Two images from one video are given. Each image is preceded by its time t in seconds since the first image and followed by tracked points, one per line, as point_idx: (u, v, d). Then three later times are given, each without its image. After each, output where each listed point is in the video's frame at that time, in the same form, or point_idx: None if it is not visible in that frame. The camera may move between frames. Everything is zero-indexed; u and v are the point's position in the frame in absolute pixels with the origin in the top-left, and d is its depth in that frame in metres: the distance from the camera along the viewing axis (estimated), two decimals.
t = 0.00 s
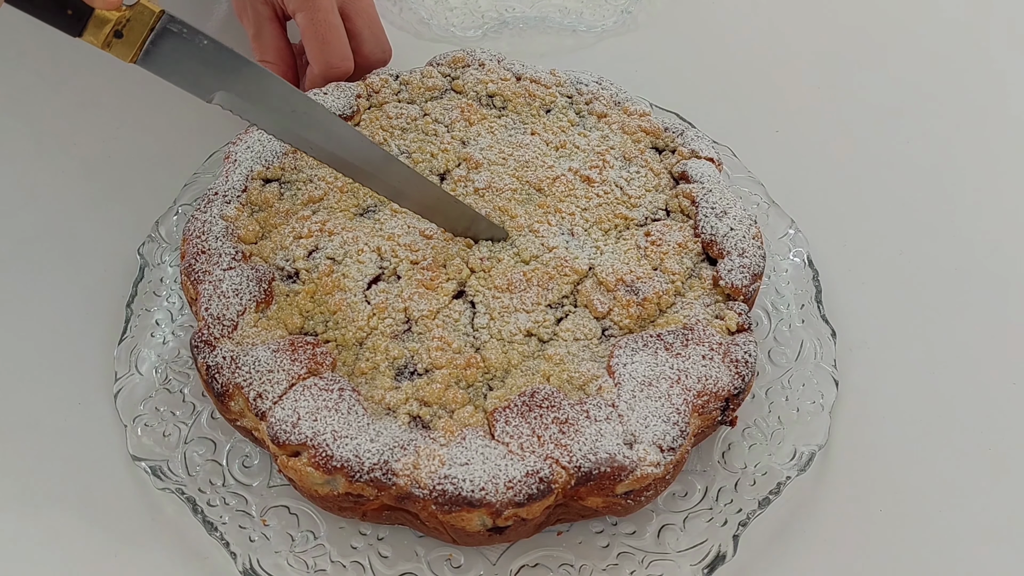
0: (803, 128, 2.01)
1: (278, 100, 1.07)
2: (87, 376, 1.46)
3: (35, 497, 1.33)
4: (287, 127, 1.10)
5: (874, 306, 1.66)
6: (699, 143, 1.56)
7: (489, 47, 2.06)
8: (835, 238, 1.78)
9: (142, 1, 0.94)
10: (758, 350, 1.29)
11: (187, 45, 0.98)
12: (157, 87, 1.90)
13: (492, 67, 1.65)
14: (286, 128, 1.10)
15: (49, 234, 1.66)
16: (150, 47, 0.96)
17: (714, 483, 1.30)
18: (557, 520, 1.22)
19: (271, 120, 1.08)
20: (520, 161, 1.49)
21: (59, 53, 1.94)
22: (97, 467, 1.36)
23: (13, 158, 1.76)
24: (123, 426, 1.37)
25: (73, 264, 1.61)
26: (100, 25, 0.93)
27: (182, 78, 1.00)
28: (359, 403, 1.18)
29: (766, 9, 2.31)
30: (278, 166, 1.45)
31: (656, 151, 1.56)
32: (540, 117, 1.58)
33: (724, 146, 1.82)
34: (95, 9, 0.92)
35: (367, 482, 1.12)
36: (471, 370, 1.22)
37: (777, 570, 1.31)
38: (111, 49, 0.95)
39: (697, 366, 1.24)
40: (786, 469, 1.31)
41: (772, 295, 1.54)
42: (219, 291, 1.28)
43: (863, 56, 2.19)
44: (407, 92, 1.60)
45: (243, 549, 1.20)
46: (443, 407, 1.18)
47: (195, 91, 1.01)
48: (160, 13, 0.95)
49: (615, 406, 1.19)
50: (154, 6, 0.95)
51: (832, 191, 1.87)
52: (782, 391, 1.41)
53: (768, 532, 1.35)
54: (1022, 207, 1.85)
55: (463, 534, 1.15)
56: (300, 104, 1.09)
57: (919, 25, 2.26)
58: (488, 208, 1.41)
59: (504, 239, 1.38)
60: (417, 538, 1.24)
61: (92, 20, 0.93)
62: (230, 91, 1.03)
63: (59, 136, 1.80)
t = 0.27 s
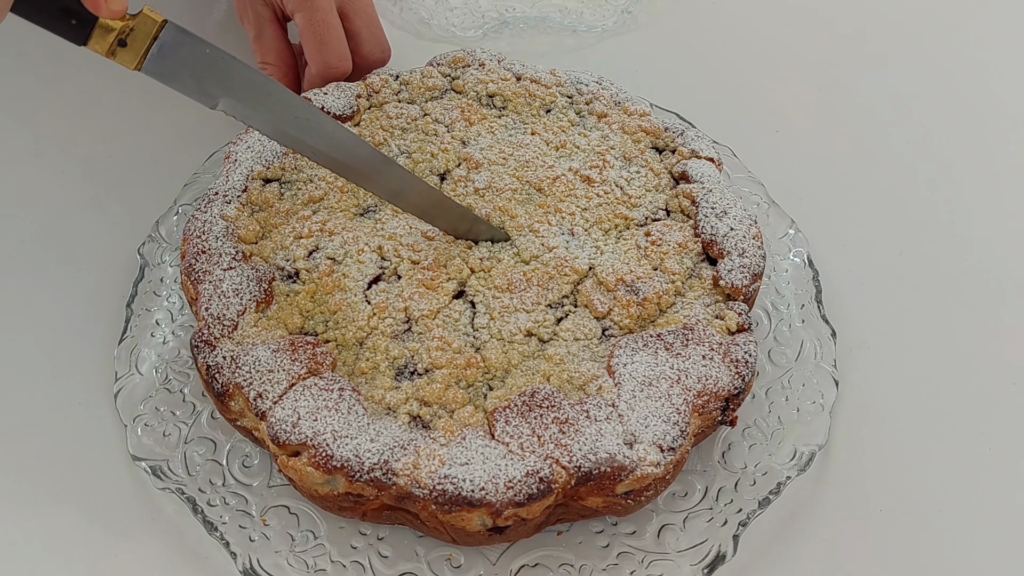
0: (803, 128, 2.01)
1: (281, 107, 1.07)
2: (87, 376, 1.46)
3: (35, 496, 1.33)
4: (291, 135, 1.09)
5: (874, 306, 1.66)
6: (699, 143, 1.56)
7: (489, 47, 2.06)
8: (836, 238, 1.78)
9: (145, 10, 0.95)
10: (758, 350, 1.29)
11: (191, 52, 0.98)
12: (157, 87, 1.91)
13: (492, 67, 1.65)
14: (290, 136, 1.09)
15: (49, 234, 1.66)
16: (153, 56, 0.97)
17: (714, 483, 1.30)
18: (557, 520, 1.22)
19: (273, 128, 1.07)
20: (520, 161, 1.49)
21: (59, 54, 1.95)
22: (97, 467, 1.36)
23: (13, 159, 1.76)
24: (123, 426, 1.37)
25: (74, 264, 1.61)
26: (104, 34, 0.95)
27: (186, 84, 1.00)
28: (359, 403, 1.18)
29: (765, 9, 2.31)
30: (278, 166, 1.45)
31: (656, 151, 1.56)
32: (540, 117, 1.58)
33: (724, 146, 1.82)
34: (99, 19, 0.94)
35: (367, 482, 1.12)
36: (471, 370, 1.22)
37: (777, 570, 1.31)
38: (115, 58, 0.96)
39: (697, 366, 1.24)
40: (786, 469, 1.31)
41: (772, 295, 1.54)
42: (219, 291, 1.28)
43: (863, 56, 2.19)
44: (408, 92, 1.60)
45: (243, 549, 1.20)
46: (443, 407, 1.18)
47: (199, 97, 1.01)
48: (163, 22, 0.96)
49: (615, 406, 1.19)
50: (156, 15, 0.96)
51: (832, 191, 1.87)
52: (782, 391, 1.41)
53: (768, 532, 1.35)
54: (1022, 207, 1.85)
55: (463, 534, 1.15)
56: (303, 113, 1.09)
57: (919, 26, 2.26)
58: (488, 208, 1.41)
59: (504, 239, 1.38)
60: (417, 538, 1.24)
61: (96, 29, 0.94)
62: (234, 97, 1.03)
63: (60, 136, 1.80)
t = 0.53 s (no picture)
0: (803, 128, 2.01)
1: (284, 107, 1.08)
2: (87, 376, 1.46)
3: (35, 496, 1.33)
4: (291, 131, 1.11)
5: (874, 306, 1.66)
6: (700, 143, 1.56)
7: (489, 47, 2.07)
8: (836, 239, 1.78)
9: (156, 7, 0.97)
10: (758, 350, 1.29)
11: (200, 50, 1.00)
12: (157, 87, 1.91)
13: (492, 67, 1.65)
14: (291, 134, 1.11)
15: (49, 234, 1.66)
16: (164, 52, 0.98)
17: (714, 484, 1.30)
18: (557, 520, 1.22)
19: (278, 127, 1.09)
20: (520, 161, 1.49)
21: (59, 53, 1.94)
22: (97, 467, 1.36)
23: (13, 159, 1.76)
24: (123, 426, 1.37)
25: (74, 264, 1.61)
26: (115, 28, 0.96)
27: (194, 83, 1.01)
28: (359, 403, 1.18)
29: (766, 9, 2.31)
30: (279, 166, 1.45)
31: (656, 151, 1.56)
32: (540, 117, 1.58)
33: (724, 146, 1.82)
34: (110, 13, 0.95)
35: (367, 482, 1.12)
36: (471, 370, 1.22)
37: (777, 570, 1.31)
38: (125, 53, 0.97)
39: (697, 366, 1.24)
40: (786, 469, 1.31)
41: (772, 295, 1.54)
42: (219, 291, 1.28)
43: (863, 56, 2.19)
44: (408, 92, 1.60)
45: (243, 549, 1.20)
46: (443, 407, 1.18)
47: (206, 95, 1.02)
48: (174, 19, 0.97)
49: (615, 406, 1.19)
50: (167, 10, 0.97)
51: (832, 191, 1.87)
52: (782, 391, 1.41)
53: (768, 532, 1.35)
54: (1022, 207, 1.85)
55: (463, 534, 1.15)
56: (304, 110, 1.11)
57: (919, 26, 2.26)
58: (488, 208, 1.41)
59: (504, 239, 1.38)
60: (417, 538, 1.24)
61: (106, 24, 0.95)
62: (241, 96, 1.04)
63: (60, 136, 1.80)
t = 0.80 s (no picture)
0: (803, 128, 2.01)
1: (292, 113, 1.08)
2: (87, 376, 1.46)
3: (35, 496, 1.33)
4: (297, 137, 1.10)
5: (874, 306, 1.66)
6: (699, 143, 1.56)
7: (488, 47, 2.07)
8: (835, 238, 1.78)
9: (172, 20, 0.94)
10: (758, 350, 1.29)
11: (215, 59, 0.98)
12: (157, 87, 1.91)
13: (492, 67, 1.65)
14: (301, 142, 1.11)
15: (49, 234, 1.66)
16: (177, 65, 0.96)
17: (714, 483, 1.30)
18: (557, 520, 1.23)
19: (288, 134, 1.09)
20: (520, 161, 1.49)
21: (59, 53, 1.95)
22: (97, 467, 1.36)
23: (13, 159, 1.76)
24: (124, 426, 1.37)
25: (74, 264, 1.61)
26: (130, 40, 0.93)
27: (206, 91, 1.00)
28: (359, 403, 1.18)
29: (765, 9, 2.31)
30: (278, 166, 1.45)
31: (656, 151, 1.56)
32: (540, 117, 1.58)
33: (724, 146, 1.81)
34: (125, 25, 0.93)
35: (367, 482, 1.12)
36: (471, 370, 1.22)
37: (776, 570, 1.31)
38: (139, 65, 0.95)
39: (697, 366, 1.24)
40: (785, 469, 1.31)
41: (772, 295, 1.54)
42: (219, 291, 1.28)
43: (863, 56, 2.19)
44: (408, 92, 1.60)
45: (243, 549, 1.20)
46: (443, 407, 1.19)
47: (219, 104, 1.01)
48: (189, 32, 0.95)
49: (615, 406, 1.19)
50: (183, 24, 0.95)
51: (831, 191, 1.87)
52: (782, 391, 1.41)
53: (768, 532, 1.35)
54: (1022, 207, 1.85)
55: (463, 534, 1.15)
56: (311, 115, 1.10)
57: (919, 26, 2.26)
58: (488, 208, 1.41)
59: (504, 239, 1.38)
60: (417, 538, 1.24)
61: (121, 36, 0.93)
62: (253, 105, 1.04)
63: (60, 135, 1.80)
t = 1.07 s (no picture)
0: (804, 128, 2.01)
1: (293, 103, 1.11)
2: (86, 376, 1.46)
3: (35, 496, 1.33)
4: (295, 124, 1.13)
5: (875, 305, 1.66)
6: (700, 143, 1.56)
7: (489, 47, 2.06)
8: (836, 238, 1.78)
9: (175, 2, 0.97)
10: (758, 349, 1.29)
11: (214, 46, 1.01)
12: (157, 86, 1.90)
13: (492, 66, 1.65)
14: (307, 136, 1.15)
15: (49, 234, 1.66)
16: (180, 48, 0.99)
17: (714, 484, 1.29)
18: (557, 520, 1.22)
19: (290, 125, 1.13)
20: (520, 161, 1.48)
21: (59, 53, 1.94)
22: (96, 467, 1.36)
23: (12, 158, 1.76)
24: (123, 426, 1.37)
25: (73, 263, 1.61)
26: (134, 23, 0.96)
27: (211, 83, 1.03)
28: (358, 403, 1.18)
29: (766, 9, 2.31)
30: (278, 166, 1.45)
31: (656, 151, 1.56)
32: (540, 117, 1.58)
33: (724, 145, 1.81)
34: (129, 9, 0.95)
35: (367, 482, 1.12)
36: (471, 370, 1.22)
37: (777, 570, 1.31)
38: (140, 49, 0.98)
39: (697, 366, 1.24)
40: (786, 469, 1.30)
41: (772, 295, 1.54)
42: (219, 291, 1.28)
43: (863, 56, 2.18)
44: (407, 91, 1.60)
45: (243, 549, 1.20)
46: (443, 407, 1.18)
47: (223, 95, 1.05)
48: (192, 15, 0.98)
49: (615, 406, 1.19)
50: (186, 7, 0.98)
51: (832, 191, 1.87)
52: (783, 391, 1.41)
53: (768, 532, 1.35)
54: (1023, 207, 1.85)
55: (463, 534, 1.15)
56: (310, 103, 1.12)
57: (919, 26, 2.26)
58: (488, 207, 1.40)
59: (504, 239, 1.38)
60: (416, 538, 1.24)
61: (125, 19, 0.95)
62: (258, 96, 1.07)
63: (59, 135, 1.80)
